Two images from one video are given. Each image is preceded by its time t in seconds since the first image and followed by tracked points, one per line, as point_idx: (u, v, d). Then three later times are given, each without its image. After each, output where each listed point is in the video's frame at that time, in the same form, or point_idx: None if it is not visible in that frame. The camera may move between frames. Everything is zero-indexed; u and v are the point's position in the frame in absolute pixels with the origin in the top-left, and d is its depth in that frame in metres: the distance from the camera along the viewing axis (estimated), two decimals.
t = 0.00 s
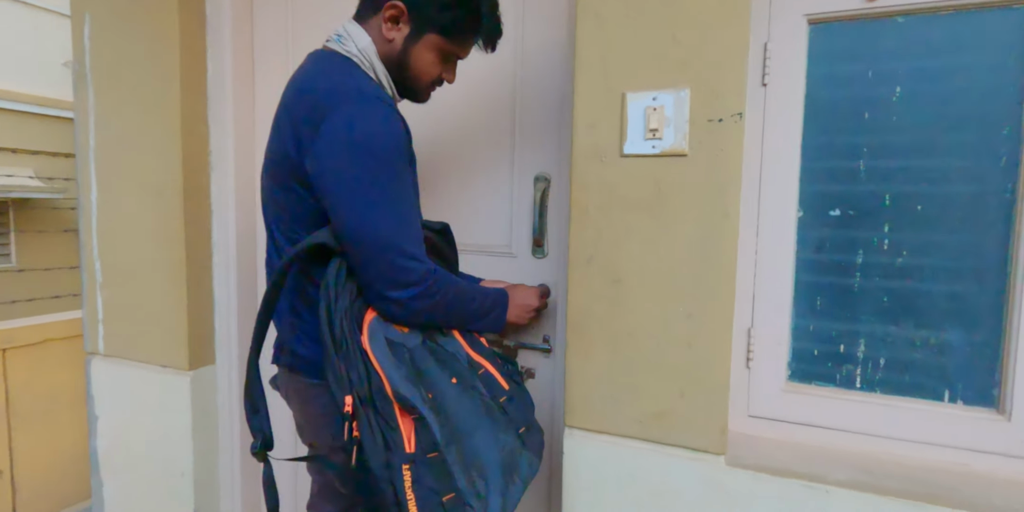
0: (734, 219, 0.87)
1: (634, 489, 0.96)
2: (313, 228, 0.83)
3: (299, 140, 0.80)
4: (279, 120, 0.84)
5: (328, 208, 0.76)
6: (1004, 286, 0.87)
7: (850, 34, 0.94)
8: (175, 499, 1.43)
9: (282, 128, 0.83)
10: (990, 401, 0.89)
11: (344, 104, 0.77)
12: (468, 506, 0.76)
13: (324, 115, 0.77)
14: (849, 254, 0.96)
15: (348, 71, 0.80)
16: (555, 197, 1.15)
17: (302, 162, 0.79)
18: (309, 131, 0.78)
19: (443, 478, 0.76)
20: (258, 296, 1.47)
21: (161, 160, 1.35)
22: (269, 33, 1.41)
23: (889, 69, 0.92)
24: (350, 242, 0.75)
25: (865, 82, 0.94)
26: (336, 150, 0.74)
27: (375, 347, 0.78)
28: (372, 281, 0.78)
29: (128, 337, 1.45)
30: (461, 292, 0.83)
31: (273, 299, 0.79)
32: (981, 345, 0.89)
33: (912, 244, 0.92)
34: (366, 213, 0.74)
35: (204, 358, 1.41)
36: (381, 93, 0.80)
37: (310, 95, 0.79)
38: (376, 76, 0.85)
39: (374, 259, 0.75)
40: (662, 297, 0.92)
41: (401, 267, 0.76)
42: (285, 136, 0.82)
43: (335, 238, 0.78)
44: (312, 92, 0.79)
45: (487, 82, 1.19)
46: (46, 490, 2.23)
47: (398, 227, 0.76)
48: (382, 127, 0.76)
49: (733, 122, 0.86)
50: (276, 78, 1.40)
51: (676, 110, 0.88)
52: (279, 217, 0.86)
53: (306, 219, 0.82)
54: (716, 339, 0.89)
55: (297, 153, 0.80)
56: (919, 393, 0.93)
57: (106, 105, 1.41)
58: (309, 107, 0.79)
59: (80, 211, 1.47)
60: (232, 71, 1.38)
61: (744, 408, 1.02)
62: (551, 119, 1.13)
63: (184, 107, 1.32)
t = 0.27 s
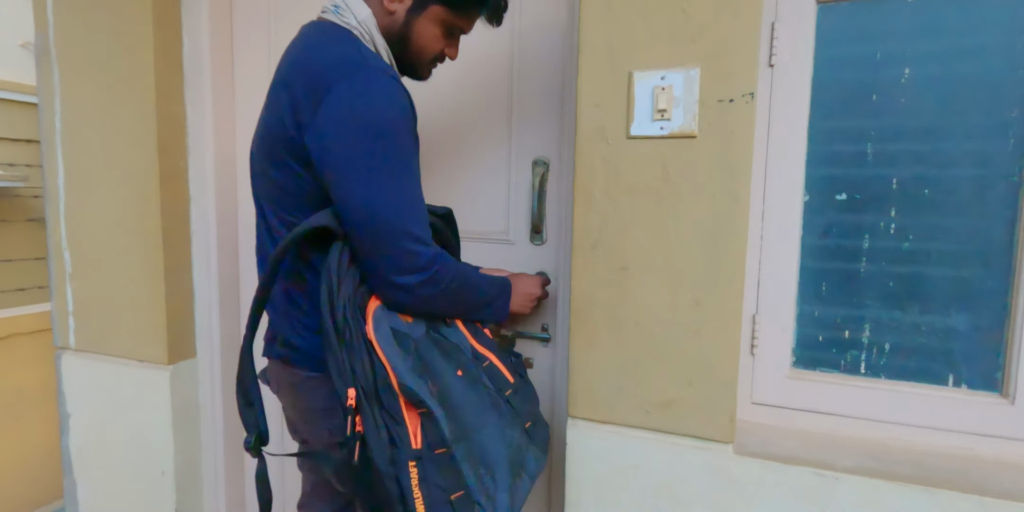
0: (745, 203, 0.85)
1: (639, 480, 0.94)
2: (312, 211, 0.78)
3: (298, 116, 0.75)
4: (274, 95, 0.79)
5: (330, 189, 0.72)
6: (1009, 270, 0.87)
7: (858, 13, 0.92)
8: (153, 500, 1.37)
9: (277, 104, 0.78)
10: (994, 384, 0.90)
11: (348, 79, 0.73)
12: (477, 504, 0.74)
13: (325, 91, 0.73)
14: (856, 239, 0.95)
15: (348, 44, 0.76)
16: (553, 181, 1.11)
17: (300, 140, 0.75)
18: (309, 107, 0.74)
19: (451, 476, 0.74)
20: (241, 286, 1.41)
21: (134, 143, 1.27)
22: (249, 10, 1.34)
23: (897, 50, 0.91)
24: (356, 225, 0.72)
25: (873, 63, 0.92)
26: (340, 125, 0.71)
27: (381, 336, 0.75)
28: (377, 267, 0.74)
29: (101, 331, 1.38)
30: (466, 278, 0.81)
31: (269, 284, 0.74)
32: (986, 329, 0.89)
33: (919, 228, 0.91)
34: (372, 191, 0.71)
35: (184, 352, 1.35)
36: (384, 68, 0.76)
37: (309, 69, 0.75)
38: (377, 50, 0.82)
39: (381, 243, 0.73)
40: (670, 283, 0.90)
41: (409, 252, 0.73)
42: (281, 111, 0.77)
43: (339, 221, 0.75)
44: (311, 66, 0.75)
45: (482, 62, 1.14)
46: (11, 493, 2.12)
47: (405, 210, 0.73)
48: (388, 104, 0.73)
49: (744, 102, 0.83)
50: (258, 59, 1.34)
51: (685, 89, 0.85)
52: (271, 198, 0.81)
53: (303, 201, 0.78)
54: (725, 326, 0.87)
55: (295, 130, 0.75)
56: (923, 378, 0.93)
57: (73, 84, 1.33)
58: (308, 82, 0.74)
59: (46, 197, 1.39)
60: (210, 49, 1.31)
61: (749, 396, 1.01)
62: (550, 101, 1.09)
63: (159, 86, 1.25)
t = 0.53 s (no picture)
0: (743, 194, 0.86)
1: (638, 467, 0.95)
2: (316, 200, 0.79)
3: (302, 105, 0.76)
4: (276, 84, 0.79)
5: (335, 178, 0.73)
6: (995, 258, 0.90)
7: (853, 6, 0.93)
8: (144, 497, 1.35)
9: (280, 92, 0.79)
10: (980, 370, 0.92)
11: (354, 68, 0.74)
12: (485, 493, 0.75)
13: (332, 78, 0.74)
14: (849, 229, 0.96)
15: (353, 32, 0.77)
16: (550, 172, 1.11)
17: (305, 128, 0.76)
18: (314, 96, 0.74)
19: (459, 465, 0.75)
20: (232, 279, 1.40)
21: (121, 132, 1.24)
22: None
23: (890, 43, 0.92)
24: (360, 215, 0.73)
25: (867, 56, 0.93)
26: (346, 113, 0.72)
27: (387, 326, 0.76)
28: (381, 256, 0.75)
29: (87, 325, 1.35)
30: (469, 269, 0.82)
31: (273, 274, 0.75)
32: (973, 316, 0.92)
33: (909, 218, 0.93)
34: (377, 179, 0.72)
35: (174, 347, 1.32)
36: (390, 56, 0.77)
37: (314, 57, 0.76)
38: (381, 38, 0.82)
39: (386, 233, 0.73)
40: (669, 273, 0.91)
41: (413, 242, 0.74)
42: (284, 99, 0.78)
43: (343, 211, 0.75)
44: (316, 54, 0.75)
45: (478, 52, 1.14)
46: None
47: (410, 200, 0.73)
48: (394, 93, 0.74)
49: (743, 94, 0.84)
50: (248, 48, 1.32)
51: (685, 81, 0.86)
52: (273, 188, 0.81)
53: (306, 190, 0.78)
54: (723, 315, 0.89)
55: (299, 119, 0.76)
56: (913, 364, 0.95)
57: (55, 72, 1.29)
58: (313, 70, 0.75)
59: (27, 188, 1.35)
60: (198, 37, 1.28)
61: (744, 384, 1.02)
62: (547, 92, 1.09)
63: (146, 74, 1.22)
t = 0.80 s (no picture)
0: (732, 194, 0.91)
1: (633, 454, 1.00)
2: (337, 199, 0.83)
3: (322, 107, 0.80)
4: (295, 86, 0.83)
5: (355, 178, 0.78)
6: (962, 254, 0.97)
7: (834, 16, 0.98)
8: (143, 494, 1.36)
9: (299, 94, 0.82)
10: (950, 357, 0.99)
11: (374, 73, 0.78)
12: (493, 478, 0.80)
13: (354, 83, 0.78)
14: (830, 227, 1.02)
15: (372, 39, 0.81)
16: (546, 171, 1.15)
17: (326, 130, 0.80)
18: (335, 100, 0.79)
19: (470, 451, 0.79)
20: (229, 277, 1.41)
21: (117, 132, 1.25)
22: None
23: (868, 52, 0.98)
24: (378, 213, 0.77)
25: (847, 63, 0.99)
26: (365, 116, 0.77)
27: (402, 318, 0.80)
28: (396, 252, 0.79)
29: (83, 324, 1.35)
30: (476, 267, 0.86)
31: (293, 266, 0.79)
32: (943, 308, 0.99)
33: (885, 216, 0.99)
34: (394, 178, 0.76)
35: (173, 345, 1.34)
36: (407, 63, 0.81)
37: (335, 62, 0.80)
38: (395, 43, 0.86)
39: (401, 231, 0.78)
40: (662, 270, 0.95)
41: (428, 240, 0.79)
42: (304, 101, 0.81)
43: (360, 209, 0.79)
44: (337, 59, 0.79)
45: (475, 55, 1.17)
46: None
47: (425, 199, 0.78)
48: (409, 99, 0.78)
49: (732, 100, 0.89)
50: (244, 49, 1.33)
51: (678, 87, 0.91)
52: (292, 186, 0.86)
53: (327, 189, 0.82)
54: (713, 309, 0.94)
55: (320, 121, 0.80)
56: (888, 353, 1.02)
57: (48, 71, 1.28)
58: (334, 75, 0.79)
59: (20, 187, 1.34)
60: (194, 37, 1.29)
61: (732, 373, 1.08)
62: (543, 95, 1.13)
63: (143, 74, 1.22)
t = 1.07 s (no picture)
0: (730, 196, 0.98)
1: (638, 438, 1.07)
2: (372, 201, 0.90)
3: (361, 114, 0.86)
4: (333, 95, 0.89)
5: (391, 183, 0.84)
6: (940, 249, 1.05)
7: (823, 29, 1.05)
8: (163, 486, 1.40)
9: (337, 103, 0.88)
10: (929, 345, 1.07)
11: (410, 86, 0.84)
12: (516, 456, 0.88)
13: (391, 95, 0.84)
14: (819, 225, 1.10)
15: (407, 54, 0.87)
16: (553, 173, 1.22)
17: (364, 138, 0.86)
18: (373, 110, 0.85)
19: (496, 433, 0.87)
20: (243, 276, 1.46)
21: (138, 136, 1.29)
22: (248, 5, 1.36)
23: (855, 63, 1.05)
24: (412, 215, 0.84)
25: (835, 73, 1.06)
26: (401, 126, 0.83)
27: (433, 311, 0.87)
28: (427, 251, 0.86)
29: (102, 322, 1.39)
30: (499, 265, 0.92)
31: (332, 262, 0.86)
32: (922, 300, 1.07)
33: (869, 216, 1.07)
34: (427, 185, 0.83)
35: (191, 341, 1.38)
36: (439, 76, 0.87)
37: (373, 74, 0.86)
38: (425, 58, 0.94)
39: (432, 232, 0.84)
40: (666, 266, 1.02)
41: (456, 240, 0.85)
42: (341, 110, 0.87)
43: (394, 211, 0.86)
44: (375, 73, 0.86)
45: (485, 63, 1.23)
46: None
47: (455, 202, 0.84)
48: (441, 109, 0.84)
49: (731, 108, 0.96)
50: (258, 54, 1.37)
51: (680, 96, 0.97)
52: (327, 186, 0.92)
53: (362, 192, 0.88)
54: (712, 302, 1.01)
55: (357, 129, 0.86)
56: (873, 341, 1.10)
57: (66, 76, 1.32)
58: (372, 87, 0.85)
59: (38, 189, 1.38)
60: (210, 43, 1.33)
61: (729, 362, 1.15)
62: (550, 101, 1.20)
63: (162, 80, 1.27)
